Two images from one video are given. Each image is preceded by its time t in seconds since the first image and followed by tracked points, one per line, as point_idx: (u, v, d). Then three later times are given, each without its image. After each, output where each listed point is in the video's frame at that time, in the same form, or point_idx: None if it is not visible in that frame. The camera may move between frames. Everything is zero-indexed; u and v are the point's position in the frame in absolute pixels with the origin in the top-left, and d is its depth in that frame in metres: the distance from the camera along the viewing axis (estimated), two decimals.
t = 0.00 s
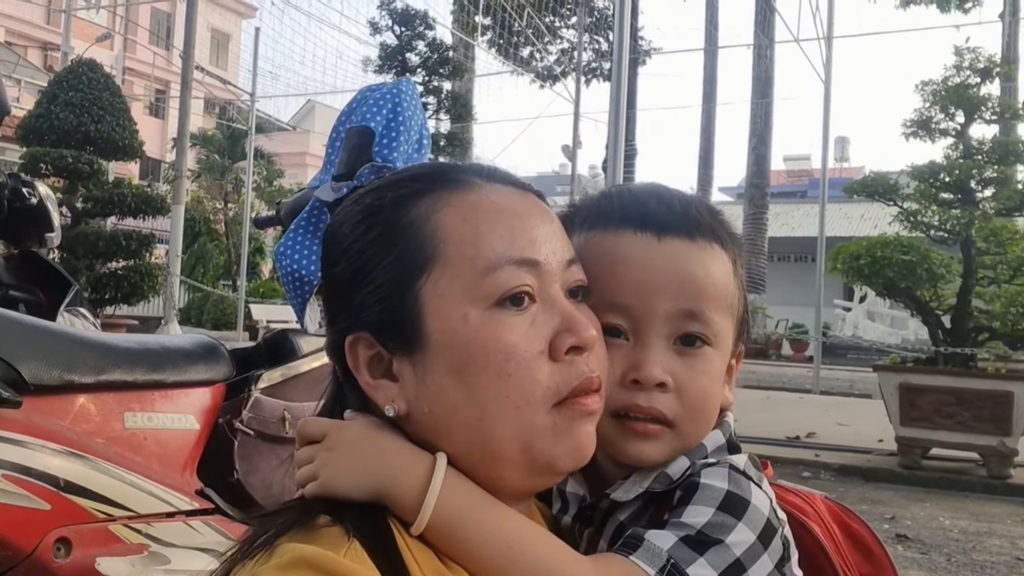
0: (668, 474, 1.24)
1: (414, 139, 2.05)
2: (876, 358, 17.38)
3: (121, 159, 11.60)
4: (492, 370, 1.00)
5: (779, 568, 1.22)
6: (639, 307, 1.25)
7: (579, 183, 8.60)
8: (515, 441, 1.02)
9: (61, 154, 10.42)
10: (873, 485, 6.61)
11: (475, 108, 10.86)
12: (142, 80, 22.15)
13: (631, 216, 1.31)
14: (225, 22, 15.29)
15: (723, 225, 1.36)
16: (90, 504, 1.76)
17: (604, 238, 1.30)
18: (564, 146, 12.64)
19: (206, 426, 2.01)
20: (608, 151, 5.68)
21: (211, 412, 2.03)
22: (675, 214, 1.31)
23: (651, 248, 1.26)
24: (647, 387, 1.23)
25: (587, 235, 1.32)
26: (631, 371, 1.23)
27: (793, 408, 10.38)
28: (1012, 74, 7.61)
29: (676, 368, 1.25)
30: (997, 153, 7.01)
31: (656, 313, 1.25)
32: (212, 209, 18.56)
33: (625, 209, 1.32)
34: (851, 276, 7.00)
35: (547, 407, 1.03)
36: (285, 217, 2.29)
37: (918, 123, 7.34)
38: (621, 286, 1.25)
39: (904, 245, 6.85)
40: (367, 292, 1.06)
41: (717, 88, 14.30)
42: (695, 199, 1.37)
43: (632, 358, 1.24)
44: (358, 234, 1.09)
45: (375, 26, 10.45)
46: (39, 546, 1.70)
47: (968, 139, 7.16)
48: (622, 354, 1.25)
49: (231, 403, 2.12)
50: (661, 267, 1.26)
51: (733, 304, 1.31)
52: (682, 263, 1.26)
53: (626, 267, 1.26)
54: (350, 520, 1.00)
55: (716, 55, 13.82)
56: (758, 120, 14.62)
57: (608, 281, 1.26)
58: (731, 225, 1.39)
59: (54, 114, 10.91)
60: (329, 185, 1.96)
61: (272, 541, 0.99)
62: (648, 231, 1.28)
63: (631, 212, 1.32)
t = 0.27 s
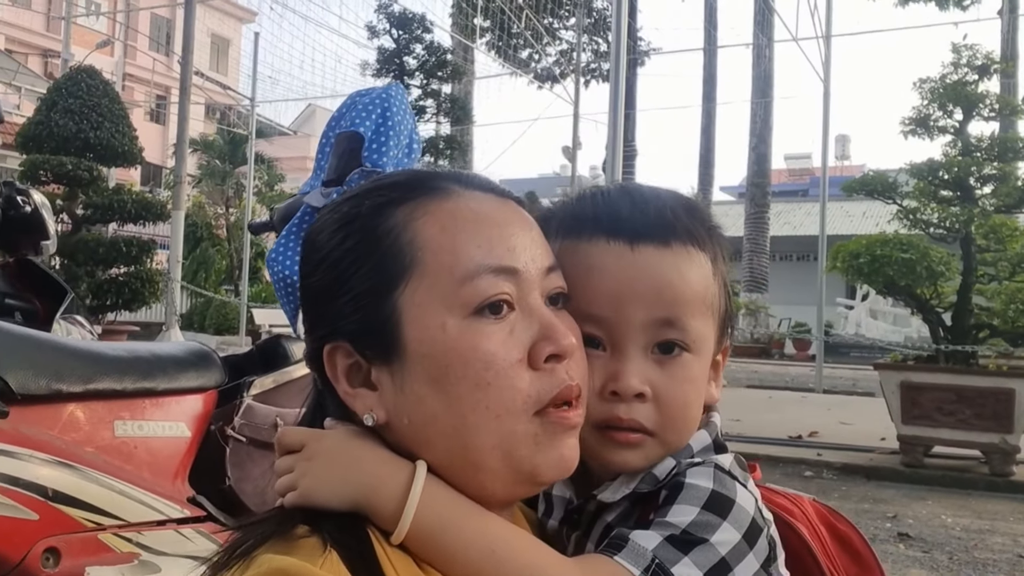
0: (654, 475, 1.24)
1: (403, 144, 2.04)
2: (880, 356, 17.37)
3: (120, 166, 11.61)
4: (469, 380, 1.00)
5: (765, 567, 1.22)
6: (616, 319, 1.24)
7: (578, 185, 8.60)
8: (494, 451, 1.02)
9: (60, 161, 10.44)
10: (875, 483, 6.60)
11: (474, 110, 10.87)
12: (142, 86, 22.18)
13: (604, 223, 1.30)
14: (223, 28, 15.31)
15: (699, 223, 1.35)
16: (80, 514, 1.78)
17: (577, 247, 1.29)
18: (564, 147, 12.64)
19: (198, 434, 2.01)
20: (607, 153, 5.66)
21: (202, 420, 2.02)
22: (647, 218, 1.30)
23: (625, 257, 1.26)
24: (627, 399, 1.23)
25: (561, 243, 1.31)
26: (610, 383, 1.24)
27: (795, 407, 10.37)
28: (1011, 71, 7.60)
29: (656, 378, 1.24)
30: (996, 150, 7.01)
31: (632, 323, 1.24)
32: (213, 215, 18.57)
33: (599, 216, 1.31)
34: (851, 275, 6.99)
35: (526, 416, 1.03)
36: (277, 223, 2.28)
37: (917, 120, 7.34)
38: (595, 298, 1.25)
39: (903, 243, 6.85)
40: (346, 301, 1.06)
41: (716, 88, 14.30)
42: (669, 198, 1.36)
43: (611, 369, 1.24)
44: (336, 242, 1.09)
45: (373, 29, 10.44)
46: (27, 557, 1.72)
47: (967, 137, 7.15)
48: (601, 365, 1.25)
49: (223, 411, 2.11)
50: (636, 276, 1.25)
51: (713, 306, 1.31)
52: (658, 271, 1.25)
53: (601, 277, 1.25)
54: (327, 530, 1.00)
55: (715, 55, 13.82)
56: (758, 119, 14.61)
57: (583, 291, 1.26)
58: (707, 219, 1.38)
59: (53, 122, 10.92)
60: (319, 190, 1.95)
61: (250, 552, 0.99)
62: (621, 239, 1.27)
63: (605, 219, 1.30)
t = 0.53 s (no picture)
0: (658, 476, 1.24)
1: (402, 145, 2.04)
2: (883, 354, 17.35)
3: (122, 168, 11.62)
4: (469, 386, 0.99)
5: (769, 566, 1.22)
6: (615, 328, 1.24)
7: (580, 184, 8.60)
8: (493, 458, 1.02)
9: (62, 162, 10.44)
10: (878, 482, 6.59)
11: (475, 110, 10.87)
12: (144, 88, 22.21)
13: (600, 230, 1.29)
14: (225, 29, 15.31)
15: (694, 223, 1.34)
16: (78, 519, 1.76)
17: (575, 256, 1.28)
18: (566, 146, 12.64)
19: (197, 437, 2.01)
20: (607, 152, 5.66)
21: (202, 423, 2.02)
22: (643, 222, 1.29)
23: (623, 265, 1.25)
24: (630, 408, 1.22)
25: (557, 251, 1.30)
26: (614, 393, 1.23)
27: (798, 405, 10.36)
28: (1013, 68, 7.58)
29: (659, 386, 1.24)
30: (998, 148, 7.00)
31: (633, 332, 1.24)
32: (216, 216, 18.56)
33: (595, 222, 1.30)
34: (853, 273, 6.98)
35: (525, 421, 1.02)
36: (277, 225, 2.28)
37: (919, 118, 7.32)
38: (595, 307, 1.24)
39: (905, 241, 6.83)
40: (346, 306, 1.06)
41: (718, 87, 14.29)
42: (663, 199, 1.35)
43: (613, 378, 1.23)
44: (335, 246, 1.08)
45: (374, 30, 10.43)
46: (24, 562, 1.69)
47: (969, 134, 7.13)
48: (603, 375, 1.24)
49: (222, 413, 2.11)
50: (635, 284, 1.24)
51: (712, 309, 1.30)
52: (656, 277, 1.25)
53: (600, 285, 1.25)
54: (324, 536, 1.00)
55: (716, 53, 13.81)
56: (759, 118, 14.59)
57: (582, 300, 1.25)
58: (702, 217, 1.37)
59: (55, 123, 10.94)
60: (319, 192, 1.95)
61: (246, 557, 0.99)
62: (618, 246, 1.26)
63: (601, 226, 1.29)
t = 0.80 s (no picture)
0: (665, 476, 1.24)
1: (405, 145, 2.04)
2: (887, 353, 17.33)
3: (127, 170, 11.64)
4: (479, 382, 1.00)
5: (777, 563, 1.22)
6: (622, 329, 1.24)
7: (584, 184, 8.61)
8: (503, 454, 1.02)
9: (67, 165, 10.46)
10: (883, 481, 6.58)
11: (478, 111, 10.90)
12: (148, 90, 22.27)
13: (608, 231, 1.29)
14: (228, 31, 15.34)
15: (702, 226, 1.34)
16: (85, 519, 1.78)
17: (582, 257, 1.28)
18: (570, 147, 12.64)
19: (202, 437, 2.01)
20: (610, 153, 5.67)
21: (207, 423, 2.03)
22: (651, 225, 1.29)
23: (631, 266, 1.25)
24: (637, 408, 1.22)
25: (565, 252, 1.31)
26: (620, 394, 1.23)
27: (803, 405, 10.35)
28: (1016, 66, 7.57)
29: (666, 387, 1.24)
30: (1002, 146, 6.99)
31: (639, 333, 1.24)
32: (220, 217, 18.59)
33: (603, 224, 1.30)
34: (857, 272, 6.97)
35: (533, 418, 1.02)
36: (280, 226, 2.29)
37: (923, 116, 7.31)
38: (602, 308, 1.24)
39: (909, 239, 6.82)
40: (356, 304, 1.06)
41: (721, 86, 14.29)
42: (672, 201, 1.35)
43: (620, 379, 1.24)
44: (345, 245, 1.09)
45: (376, 30, 10.44)
46: (31, 562, 1.71)
47: (973, 132, 7.13)
48: (611, 375, 1.24)
49: (227, 414, 2.12)
50: (643, 284, 1.24)
51: (719, 311, 1.30)
52: (663, 280, 1.25)
53: (608, 285, 1.25)
54: (332, 533, 1.00)
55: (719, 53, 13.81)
56: (763, 117, 14.59)
57: (589, 300, 1.25)
58: (710, 220, 1.37)
59: (59, 126, 10.96)
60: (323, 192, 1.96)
61: (254, 554, 0.99)
62: (626, 247, 1.27)
63: (609, 227, 1.29)
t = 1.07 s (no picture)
0: (672, 475, 1.24)
1: (407, 146, 2.04)
2: (893, 350, 17.29)
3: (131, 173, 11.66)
4: (487, 382, 0.99)
5: (786, 561, 1.21)
6: (630, 327, 1.24)
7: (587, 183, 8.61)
8: (512, 453, 1.02)
9: (71, 169, 10.49)
10: (890, 478, 6.56)
11: (480, 112, 10.92)
12: (151, 93, 22.32)
13: (615, 229, 1.29)
14: (231, 33, 15.36)
15: (708, 225, 1.34)
16: (91, 522, 1.78)
17: (589, 255, 1.28)
18: (573, 146, 12.64)
19: (208, 439, 2.01)
20: (613, 153, 5.67)
21: (212, 425, 2.03)
22: (658, 223, 1.29)
23: (638, 263, 1.25)
24: (645, 406, 1.22)
25: (572, 251, 1.30)
26: (628, 392, 1.22)
27: (808, 402, 10.34)
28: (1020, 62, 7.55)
29: (673, 385, 1.24)
30: (1006, 141, 6.97)
31: (647, 330, 1.24)
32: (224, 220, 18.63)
33: (610, 223, 1.30)
34: (862, 269, 6.96)
35: (542, 417, 1.02)
36: (283, 228, 2.28)
37: (926, 113, 7.30)
38: (609, 306, 1.24)
39: (914, 236, 6.81)
40: (365, 304, 1.06)
41: (723, 84, 14.28)
42: (678, 200, 1.35)
43: (627, 377, 1.23)
44: (354, 246, 1.09)
45: (378, 32, 10.44)
46: (38, 565, 1.72)
47: (977, 128, 7.11)
48: (619, 373, 1.24)
49: (232, 416, 2.12)
50: (650, 282, 1.24)
51: (726, 308, 1.30)
52: (670, 277, 1.25)
53: (615, 284, 1.24)
54: (340, 534, 1.00)
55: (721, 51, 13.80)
56: (765, 115, 14.57)
57: (596, 299, 1.25)
58: (718, 218, 1.37)
59: (63, 130, 10.98)
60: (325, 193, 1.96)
61: (263, 555, 0.99)
62: (633, 245, 1.26)
63: (617, 226, 1.29)
